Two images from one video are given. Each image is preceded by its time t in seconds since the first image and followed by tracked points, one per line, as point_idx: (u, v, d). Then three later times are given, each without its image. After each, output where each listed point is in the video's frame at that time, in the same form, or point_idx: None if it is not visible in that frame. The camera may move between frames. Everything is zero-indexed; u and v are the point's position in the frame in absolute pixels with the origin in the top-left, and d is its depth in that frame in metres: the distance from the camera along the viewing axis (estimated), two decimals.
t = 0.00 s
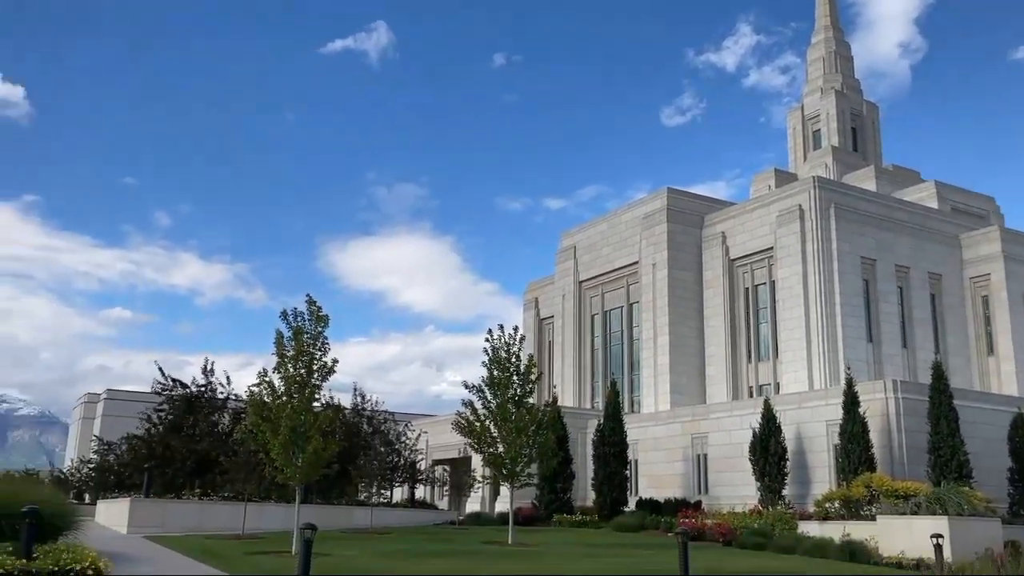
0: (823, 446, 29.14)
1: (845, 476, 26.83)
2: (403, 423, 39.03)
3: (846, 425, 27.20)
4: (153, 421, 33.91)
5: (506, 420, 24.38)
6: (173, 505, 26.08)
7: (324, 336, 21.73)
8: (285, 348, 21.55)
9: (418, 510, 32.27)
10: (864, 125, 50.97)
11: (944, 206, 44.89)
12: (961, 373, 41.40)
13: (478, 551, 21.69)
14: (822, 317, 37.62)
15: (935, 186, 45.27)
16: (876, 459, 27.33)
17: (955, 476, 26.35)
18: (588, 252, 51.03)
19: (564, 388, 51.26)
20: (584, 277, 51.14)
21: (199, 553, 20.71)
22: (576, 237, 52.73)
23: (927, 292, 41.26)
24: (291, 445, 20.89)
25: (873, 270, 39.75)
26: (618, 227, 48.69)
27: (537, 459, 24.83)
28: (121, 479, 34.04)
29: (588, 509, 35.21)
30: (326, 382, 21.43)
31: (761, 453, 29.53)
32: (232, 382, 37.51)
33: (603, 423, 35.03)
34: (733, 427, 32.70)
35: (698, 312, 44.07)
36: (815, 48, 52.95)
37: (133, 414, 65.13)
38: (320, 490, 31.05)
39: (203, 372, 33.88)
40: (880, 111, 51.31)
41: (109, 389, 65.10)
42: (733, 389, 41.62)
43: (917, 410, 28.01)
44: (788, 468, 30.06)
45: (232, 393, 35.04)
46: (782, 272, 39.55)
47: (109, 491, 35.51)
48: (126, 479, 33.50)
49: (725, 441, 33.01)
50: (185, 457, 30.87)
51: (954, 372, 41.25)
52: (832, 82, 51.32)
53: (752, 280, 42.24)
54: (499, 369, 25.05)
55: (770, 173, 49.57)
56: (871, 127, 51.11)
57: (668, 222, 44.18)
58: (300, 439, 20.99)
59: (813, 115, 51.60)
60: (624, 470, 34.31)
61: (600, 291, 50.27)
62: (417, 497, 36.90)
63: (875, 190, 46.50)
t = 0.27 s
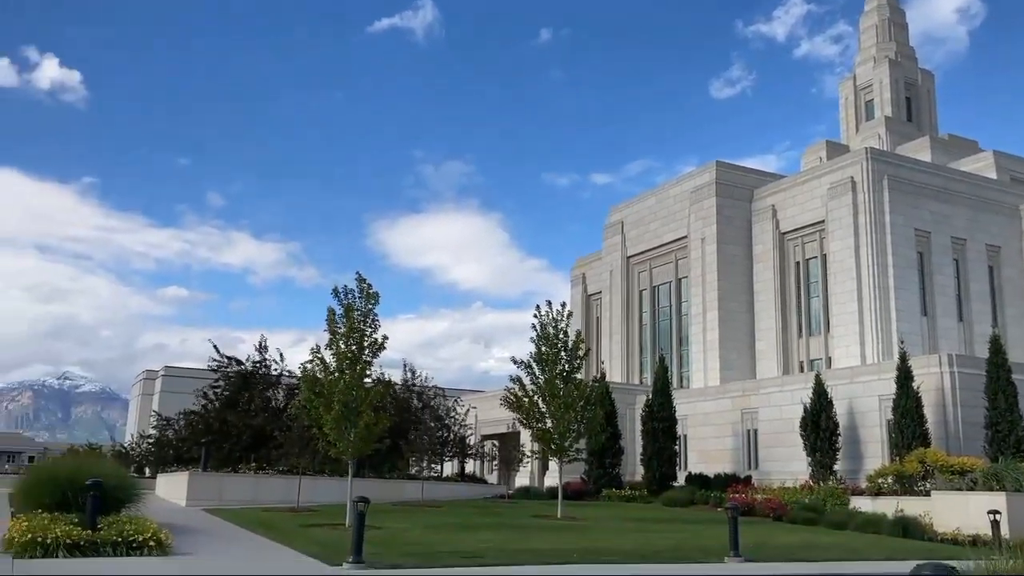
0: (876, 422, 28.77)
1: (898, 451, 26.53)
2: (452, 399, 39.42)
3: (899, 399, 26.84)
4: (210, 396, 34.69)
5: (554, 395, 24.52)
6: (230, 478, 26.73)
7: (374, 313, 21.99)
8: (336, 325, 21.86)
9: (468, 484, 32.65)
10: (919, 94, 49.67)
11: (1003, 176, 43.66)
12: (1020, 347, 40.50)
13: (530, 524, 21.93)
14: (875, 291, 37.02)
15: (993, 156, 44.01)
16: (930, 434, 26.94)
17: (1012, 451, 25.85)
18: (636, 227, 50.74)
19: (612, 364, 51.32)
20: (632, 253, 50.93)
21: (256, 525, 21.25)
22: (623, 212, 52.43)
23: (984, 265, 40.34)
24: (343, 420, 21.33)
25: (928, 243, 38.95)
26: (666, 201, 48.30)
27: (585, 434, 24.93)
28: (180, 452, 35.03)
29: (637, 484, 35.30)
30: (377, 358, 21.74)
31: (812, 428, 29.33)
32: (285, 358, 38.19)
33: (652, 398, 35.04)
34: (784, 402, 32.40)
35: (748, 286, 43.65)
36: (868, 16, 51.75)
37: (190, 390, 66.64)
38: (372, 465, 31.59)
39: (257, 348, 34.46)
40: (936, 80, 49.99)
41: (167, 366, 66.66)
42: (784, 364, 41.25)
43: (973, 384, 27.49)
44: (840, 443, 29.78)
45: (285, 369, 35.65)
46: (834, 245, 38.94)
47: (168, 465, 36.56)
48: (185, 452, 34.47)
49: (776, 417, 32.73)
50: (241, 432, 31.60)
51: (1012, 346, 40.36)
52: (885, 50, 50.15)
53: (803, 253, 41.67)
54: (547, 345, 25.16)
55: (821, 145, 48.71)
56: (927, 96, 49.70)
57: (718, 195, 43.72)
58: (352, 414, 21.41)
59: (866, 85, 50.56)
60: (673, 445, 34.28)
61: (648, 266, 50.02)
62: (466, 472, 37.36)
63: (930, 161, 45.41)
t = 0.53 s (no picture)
0: (930, 397, 28.28)
1: (953, 427, 26.09)
2: (500, 375, 39.71)
3: (955, 374, 26.33)
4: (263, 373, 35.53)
5: (602, 372, 24.53)
6: (283, 455, 27.23)
7: (421, 291, 22.13)
8: (384, 303, 22.06)
9: (517, 460, 32.88)
10: (976, 61, 48.26)
11: None
12: None
13: (580, 499, 22.04)
14: (930, 263, 36.28)
15: None
16: (987, 409, 26.40)
17: None
18: (683, 202, 50.34)
19: (661, 340, 51.18)
20: (679, 228, 50.56)
21: (309, 499, 21.65)
22: (670, 186, 52.01)
23: None
24: (393, 396, 21.60)
25: (985, 214, 38.01)
26: (714, 175, 47.77)
27: (633, 411, 24.87)
28: (234, 428, 36.03)
29: (686, 460, 35.25)
30: (425, 336, 21.92)
31: (864, 404, 28.96)
32: (336, 336, 38.94)
33: (700, 374, 34.92)
34: (836, 378, 31.98)
35: (798, 261, 43.06)
36: None
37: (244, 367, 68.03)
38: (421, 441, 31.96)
39: (308, 327, 35.15)
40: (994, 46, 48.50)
41: (220, 344, 68.01)
42: (836, 339, 40.73)
43: None
44: (893, 419, 29.34)
45: (336, 346, 36.28)
46: (887, 217, 38.19)
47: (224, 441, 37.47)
48: (240, 427, 35.44)
49: (827, 392, 32.33)
50: (292, 408, 32.62)
51: None
52: (941, 16, 48.85)
53: (856, 227, 40.94)
54: (595, 323, 25.15)
55: (874, 115, 47.69)
56: (985, 63, 48.28)
57: (767, 168, 43.10)
58: (402, 390, 21.67)
59: (920, 52, 49.37)
60: (723, 421, 34.11)
61: (696, 241, 49.58)
62: (515, 447, 37.74)
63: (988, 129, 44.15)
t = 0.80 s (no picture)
0: (986, 372, 27.68)
1: (1011, 403, 25.52)
2: (547, 352, 39.81)
3: (1013, 348, 25.71)
4: (313, 351, 36.13)
5: (649, 349, 24.43)
6: (332, 432, 27.61)
7: (467, 270, 22.20)
8: (430, 282, 22.19)
9: (564, 437, 32.98)
10: None
11: None
12: None
13: (629, 476, 22.06)
14: (987, 236, 35.43)
15: None
16: None
17: None
18: (730, 176, 49.73)
19: (709, 316, 50.92)
20: (726, 203, 49.99)
21: (360, 475, 21.98)
22: (717, 161, 51.42)
23: None
24: (440, 374, 21.74)
25: None
26: (762, 148, 47.09)
27: (680, 387, 24.75)
28: (286, 406, 36.81)
29: (734, 436, 35.08)
30: (471, 314, 22.01)
31: (918, 380, 28.46)
32: (383, 314, 39.36)
33: (749, 350, 34.62)
34: (888, 353, 31.46)
35: (849, 235, 42.34)
36: None
37: (293, 346, 69.05)
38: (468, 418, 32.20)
39: (356, 306, 35.58)
40: None
41: (271, 323, 69.15)
42: (888, 315, 40.08)
43: None
44: (948, 395, 28.80)
45: (384, 325, 36.67)
46: (942, 190, 37.34)
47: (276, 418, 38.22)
48: (291, 405, 36.22)
49: (879, 368, 31.82)
50: (342, 385, 33.32)
51: None
52: None
53: (909, 199, 40.10)
54: (641, 300, 25.04)
55: (928, 85, 46.53)
56: None
57: (817, 141, 42.34)
58: (448, 368, 21.80)
59: (978, 18, 48.04)
60: (772, 397, 33.82)
61: (744, 216, 48.99)
62: (562, 424, 37.92)
63: None
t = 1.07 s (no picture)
0: None
1: None
2: (592, 331, 39.78)
3: None
4: (360, 331, 36.53)
5: (696, 327, 24.26)
6: (378, 411, 27.90)
7: (510, 249, 22.19)
8: (474, 262, 22.23)
9: (609, 415, 32.97)
10: None
11: None
12: None
13: (676, 455, 21.98)
14: None
15: None
16: None
17: None
18: (778, 151, 49.01)
19: (756, 294, 50.41)
20: (774, 179, 49.30)
21: (407, 454, 22.18)
22: (764, 135, 50.72)
23: None
24: (485, 353, 21.80)
25: None
26: (810, 122, 46.30)
27: (727, 366, 24.56)
28: (333, 385, 37.31)
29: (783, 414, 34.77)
30: (514, 293, 22.02)
31: (972, 357, 27.88)
32: (427, 294, 39.67)
33: (797, 327, 34.19)
34: (940, 329, 30.84)
35: (899, 209, 41.50)
36: None
37: (340, 326, 69.86)
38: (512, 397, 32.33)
39: (401, 286, 35.86)
40: None
41: (318, 304, 70.02)
42: (940, 290, 39.29)
43: None
44: (1004, 372, 28.18)
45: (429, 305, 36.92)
46: (997, 162, 36.38)
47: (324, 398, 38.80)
48: (338, 384, 36.72)
49: (931, 345, 31.23)
50: (388, 364, 33.54)
51: None
52: None
53: (962, 172, 39.15)
54: (687, 278, 24.85)
55: (983, 54, 45.24)
56: None
57: (866, 113, 41.47)
58: (493, 347, 21.85)
59: None
60: (821, 375, 33.41)
61: (792, 192, 48.26)
62: (607, 403, 37.90)
63: None
